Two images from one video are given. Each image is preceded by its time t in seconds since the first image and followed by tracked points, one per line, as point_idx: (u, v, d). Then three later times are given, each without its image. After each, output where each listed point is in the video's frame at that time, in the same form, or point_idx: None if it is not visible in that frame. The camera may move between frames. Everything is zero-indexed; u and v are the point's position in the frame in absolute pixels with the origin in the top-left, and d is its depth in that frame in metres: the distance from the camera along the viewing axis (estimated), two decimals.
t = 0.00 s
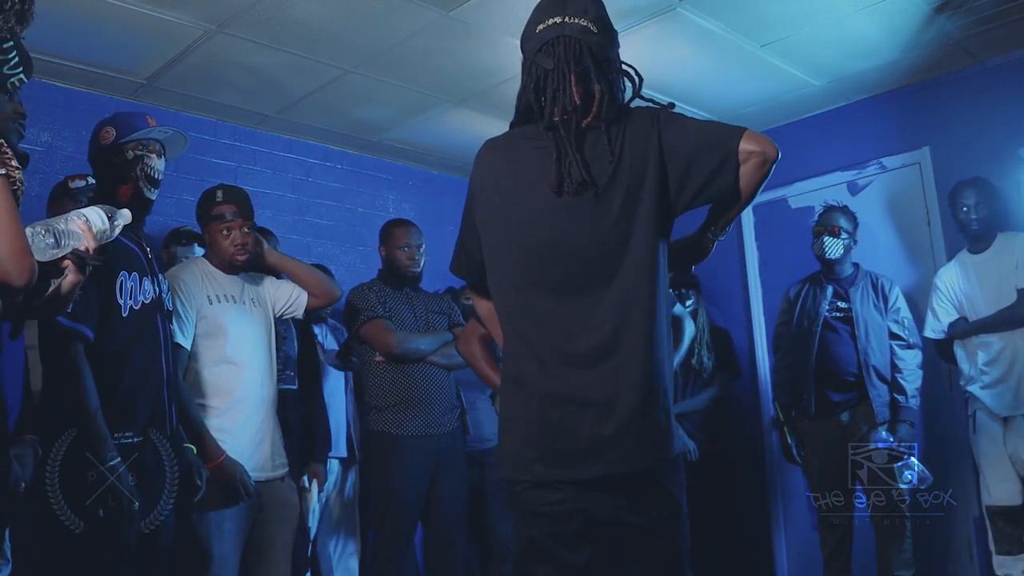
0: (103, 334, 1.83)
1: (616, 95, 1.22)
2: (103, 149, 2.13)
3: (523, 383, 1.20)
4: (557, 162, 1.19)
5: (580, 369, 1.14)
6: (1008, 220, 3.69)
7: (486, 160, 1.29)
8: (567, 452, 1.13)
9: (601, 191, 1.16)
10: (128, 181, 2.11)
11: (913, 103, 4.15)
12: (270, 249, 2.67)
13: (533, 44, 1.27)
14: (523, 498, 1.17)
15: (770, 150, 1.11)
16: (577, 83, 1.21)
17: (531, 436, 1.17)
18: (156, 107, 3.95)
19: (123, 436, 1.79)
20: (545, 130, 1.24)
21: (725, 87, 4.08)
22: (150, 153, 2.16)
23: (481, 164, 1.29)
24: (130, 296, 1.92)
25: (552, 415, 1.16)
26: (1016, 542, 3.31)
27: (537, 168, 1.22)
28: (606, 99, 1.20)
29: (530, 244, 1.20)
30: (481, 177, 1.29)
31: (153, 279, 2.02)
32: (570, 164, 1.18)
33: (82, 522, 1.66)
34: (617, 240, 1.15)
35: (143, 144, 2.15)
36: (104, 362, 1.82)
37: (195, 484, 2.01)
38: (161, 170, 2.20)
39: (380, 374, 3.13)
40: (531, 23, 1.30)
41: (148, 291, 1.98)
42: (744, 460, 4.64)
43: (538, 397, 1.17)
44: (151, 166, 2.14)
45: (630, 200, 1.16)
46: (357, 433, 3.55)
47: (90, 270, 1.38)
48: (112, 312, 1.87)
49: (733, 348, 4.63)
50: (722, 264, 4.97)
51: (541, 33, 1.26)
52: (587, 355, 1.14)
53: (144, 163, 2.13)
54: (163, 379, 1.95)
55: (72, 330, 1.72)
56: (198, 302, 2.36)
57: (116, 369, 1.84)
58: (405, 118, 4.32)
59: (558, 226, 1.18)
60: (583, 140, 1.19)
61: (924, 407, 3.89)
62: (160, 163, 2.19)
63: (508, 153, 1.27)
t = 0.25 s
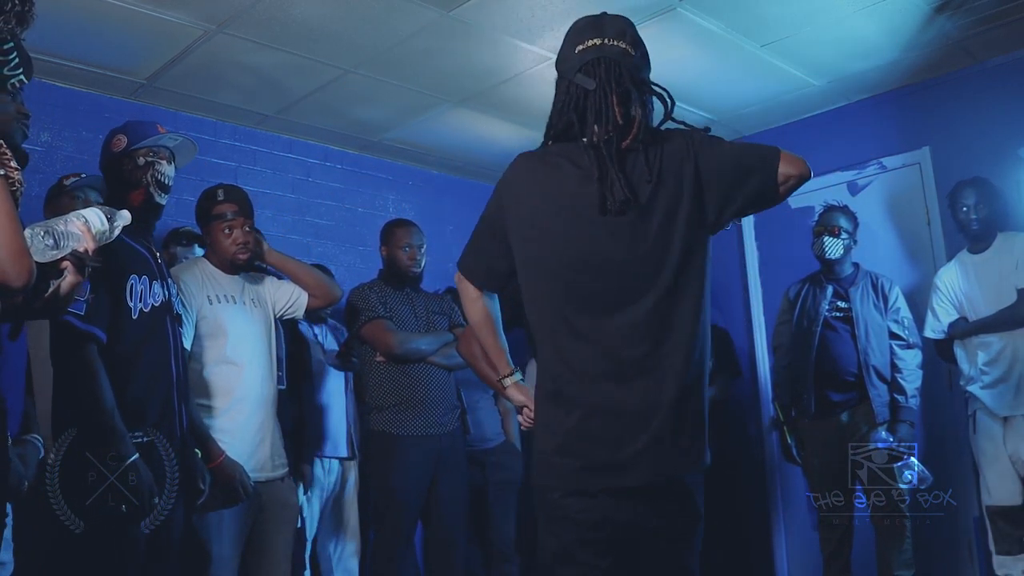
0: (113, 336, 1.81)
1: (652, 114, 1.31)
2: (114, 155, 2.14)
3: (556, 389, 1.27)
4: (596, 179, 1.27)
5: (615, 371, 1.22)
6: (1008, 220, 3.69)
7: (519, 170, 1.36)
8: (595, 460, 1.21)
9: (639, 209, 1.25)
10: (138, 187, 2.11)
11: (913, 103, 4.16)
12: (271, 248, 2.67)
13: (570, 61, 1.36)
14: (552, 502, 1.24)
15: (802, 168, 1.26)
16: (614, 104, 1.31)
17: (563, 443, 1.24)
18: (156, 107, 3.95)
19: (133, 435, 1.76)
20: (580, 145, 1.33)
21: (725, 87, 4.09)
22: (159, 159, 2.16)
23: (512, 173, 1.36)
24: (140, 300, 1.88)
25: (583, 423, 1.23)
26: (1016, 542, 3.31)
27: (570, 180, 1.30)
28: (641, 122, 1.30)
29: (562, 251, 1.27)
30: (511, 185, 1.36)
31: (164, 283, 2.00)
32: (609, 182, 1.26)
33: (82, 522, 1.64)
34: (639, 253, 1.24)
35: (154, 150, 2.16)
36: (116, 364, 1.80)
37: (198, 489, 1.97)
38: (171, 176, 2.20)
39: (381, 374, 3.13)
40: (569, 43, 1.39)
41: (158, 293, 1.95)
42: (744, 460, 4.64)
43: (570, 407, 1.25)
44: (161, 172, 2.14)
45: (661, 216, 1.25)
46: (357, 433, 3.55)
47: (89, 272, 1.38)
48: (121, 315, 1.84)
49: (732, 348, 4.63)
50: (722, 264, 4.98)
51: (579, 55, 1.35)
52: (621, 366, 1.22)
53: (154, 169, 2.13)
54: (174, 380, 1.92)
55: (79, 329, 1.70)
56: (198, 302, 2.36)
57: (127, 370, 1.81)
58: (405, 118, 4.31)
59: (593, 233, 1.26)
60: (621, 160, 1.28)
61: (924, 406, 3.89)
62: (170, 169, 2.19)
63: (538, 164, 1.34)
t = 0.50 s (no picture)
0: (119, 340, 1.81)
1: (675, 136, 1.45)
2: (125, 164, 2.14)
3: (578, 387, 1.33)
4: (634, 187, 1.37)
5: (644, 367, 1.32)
6: (1008, 220, 3.69)
7: (548, 173, 1.42)
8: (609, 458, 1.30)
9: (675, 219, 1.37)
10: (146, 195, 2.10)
11: (913, 103, 4.16)
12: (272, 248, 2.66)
13: (599, 74, 1.45)
14: (566, 501, 1.31)
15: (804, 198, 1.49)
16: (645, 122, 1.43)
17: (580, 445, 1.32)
18: (156, 107, 3.95)
19: (140, 434, 1.77)
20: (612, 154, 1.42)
21: (725, 87, 4.09)
22: (167, 168, 2.14)
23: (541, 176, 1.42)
24: (148, 303, 1.88)
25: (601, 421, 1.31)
26: (1016, 542, 3.31)
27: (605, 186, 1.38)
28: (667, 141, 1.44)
29: (595, 254, 1.35)
30: (541, 189, 1.41)
31: (172, 287, 1.99)
32: (648, 192, 1.37)
33: (82, 522, 1.62)
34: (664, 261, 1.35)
35: (162, 158, 2.14)
36: (120, 366, 1.80)
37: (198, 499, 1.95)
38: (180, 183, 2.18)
39: (381, 375, 3.12)
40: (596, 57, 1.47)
41: (166, 297, 1.95)
42: (744, 460, 4.64)
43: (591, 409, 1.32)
44: (169, 180, 2.12)
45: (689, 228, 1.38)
46: (357, 433, 3.55)
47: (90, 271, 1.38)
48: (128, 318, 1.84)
49: (733, 348, 4.63)
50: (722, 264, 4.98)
51: (611, 69, 1.43)
52: (643, 367, 1.32)
53: (163, 177, 2.12)
54: (182, 380, 1.91)
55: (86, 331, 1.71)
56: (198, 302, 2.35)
57: (132, 372, 1.81)
58: (405, 118, 4.31)
59: (627, 237, 1.35)
60: (653, 173, 1.40)
61: (924, 406, 3.89)
62: (178, 176, 2.17)
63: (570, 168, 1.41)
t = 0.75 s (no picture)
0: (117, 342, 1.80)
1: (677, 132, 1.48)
2: (135, 169, 2.13)
3: (586, 375, 1.32)
4: (650, 177, 1.39)
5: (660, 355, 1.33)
6: (1008, 220, 3.69)
7: (562, 162, 1.40)
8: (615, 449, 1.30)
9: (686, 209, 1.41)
10: (156, 199, 2.09)
11: (913, 103, 4.16)
12: (273, 248, 2.65)
13: (601, 68, 1.46)
14: (572, 491, 1.30)
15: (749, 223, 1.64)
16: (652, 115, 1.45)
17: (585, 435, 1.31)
18: (156, 107, 3.95)
19: (139, 436, 1.77)
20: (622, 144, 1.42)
21: (726, 87, 4.09)
22: (177, 173, 2.13)
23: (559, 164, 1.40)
24: (151, 305, 1.87)
25: (609, 410, 1.30)
26: (1016, 541, 3.31)
27: (620, 176, 1.38)
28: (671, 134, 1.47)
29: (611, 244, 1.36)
30: (563, 171, 1.39)
31: (176, 290, 1.98)
32: (664, 182, 1.39)
33: (82, 522, 1.64)
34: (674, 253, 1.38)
35: (172, 164, 2.13)
36: (121, 367, 1.80)
37: (202, 500, 1.93)
38: (189, 189, 2.17)
39: (379, 375, 3.12)
40: (596, 51, 1.48)
41: (169, 300, 1.93)
42: (744, 460, 4.64)
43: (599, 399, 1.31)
44: (179, 185, 2.12)
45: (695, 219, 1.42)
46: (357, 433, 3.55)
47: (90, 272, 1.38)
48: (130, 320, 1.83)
49: (733, 348, 4.62)
50: (722, 264, 4.98)
51: (611, 63, 1.45)
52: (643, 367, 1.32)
53: (173, 182, 2.11)
54: (183, 383, 1.89)
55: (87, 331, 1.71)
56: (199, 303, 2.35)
57: (133, 373, 1.81)
58: (406, 118, 4.31)
59: (643, 228, 1.36)
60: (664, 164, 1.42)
61: (924, 406, 3.89)
62: (187, 183, 2.16)
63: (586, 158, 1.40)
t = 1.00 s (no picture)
0: (117, 342, 1.80)
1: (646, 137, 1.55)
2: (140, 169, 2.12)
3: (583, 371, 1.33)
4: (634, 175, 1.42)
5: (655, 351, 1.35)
6: (1007, 220, 3.69)
7: (557, 154, 1.39)
8: (611, 446, 1.30)
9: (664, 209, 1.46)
10: (159, 200, 2.08)
11: (913, 103, 4.16)
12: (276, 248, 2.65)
13: (581, 66, 1.49)
14: (570, 487, 1.30)
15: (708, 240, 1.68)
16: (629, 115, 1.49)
17: (585, 431, 1.31)
18: (156, 107, 3.95)
19: (136, 437, 1.75)
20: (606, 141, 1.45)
21: (726, 87, 4.09)
22: (183, 175, 2.13)
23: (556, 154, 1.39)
24: (150, 305, 1.87)
25: (608, 406, 1.31)
26: (1016, 541, 3.31)
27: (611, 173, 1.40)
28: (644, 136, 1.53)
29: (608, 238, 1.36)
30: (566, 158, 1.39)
31: (176, 290, 1.98)
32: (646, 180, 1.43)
33: (82, 522, 1.63)
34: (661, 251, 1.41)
35: (178, 166, 2.13)
36: (121, 367, 1.79)
37: (200, 501, 1.95)
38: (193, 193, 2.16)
39: (377, 375, 3.11)
40: (574, 52, 1.51)
41: (169, 300, 1.93)
42: (744, 460, 4.63)
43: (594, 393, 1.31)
44: (183, 187, 2.11)
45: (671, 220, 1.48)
46: (357, 433, 3.55)
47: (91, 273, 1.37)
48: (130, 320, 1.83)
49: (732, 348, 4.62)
50: (722, 264, 4.97)
51: (589, 64, 1.48)
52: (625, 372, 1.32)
53: (177, 184, 2.10)
54: (182, 386, 1.89)
55: (86, 331, 1.70)
56: (202, 303, 2.35)
57: (133, 374, 1.80)
58: (405, 118, 4.32)
59: (635, 226, 1.38)
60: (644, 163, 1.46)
61: (923, 406, 3.90)
62: (192, 186, 2.16)
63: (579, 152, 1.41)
